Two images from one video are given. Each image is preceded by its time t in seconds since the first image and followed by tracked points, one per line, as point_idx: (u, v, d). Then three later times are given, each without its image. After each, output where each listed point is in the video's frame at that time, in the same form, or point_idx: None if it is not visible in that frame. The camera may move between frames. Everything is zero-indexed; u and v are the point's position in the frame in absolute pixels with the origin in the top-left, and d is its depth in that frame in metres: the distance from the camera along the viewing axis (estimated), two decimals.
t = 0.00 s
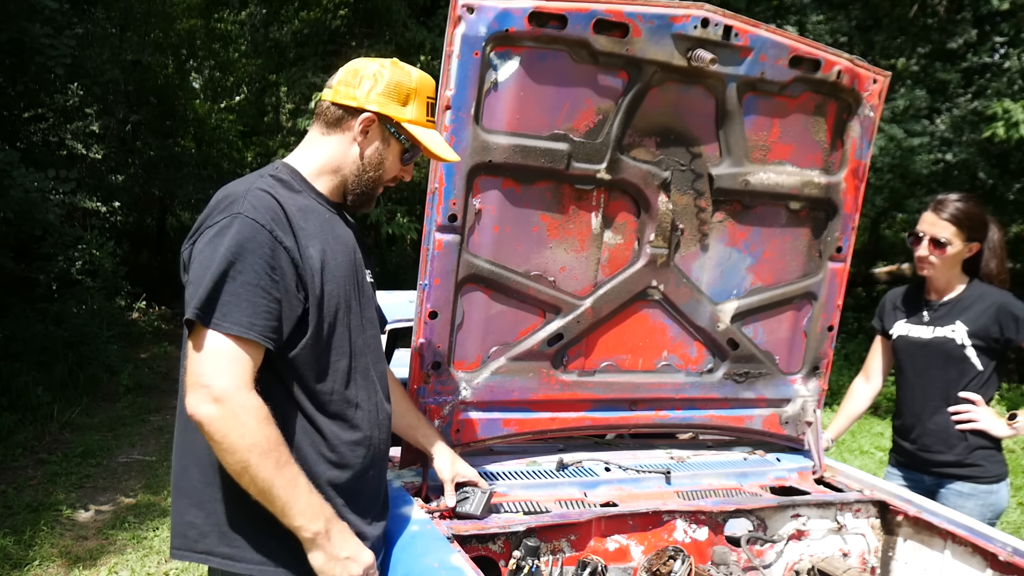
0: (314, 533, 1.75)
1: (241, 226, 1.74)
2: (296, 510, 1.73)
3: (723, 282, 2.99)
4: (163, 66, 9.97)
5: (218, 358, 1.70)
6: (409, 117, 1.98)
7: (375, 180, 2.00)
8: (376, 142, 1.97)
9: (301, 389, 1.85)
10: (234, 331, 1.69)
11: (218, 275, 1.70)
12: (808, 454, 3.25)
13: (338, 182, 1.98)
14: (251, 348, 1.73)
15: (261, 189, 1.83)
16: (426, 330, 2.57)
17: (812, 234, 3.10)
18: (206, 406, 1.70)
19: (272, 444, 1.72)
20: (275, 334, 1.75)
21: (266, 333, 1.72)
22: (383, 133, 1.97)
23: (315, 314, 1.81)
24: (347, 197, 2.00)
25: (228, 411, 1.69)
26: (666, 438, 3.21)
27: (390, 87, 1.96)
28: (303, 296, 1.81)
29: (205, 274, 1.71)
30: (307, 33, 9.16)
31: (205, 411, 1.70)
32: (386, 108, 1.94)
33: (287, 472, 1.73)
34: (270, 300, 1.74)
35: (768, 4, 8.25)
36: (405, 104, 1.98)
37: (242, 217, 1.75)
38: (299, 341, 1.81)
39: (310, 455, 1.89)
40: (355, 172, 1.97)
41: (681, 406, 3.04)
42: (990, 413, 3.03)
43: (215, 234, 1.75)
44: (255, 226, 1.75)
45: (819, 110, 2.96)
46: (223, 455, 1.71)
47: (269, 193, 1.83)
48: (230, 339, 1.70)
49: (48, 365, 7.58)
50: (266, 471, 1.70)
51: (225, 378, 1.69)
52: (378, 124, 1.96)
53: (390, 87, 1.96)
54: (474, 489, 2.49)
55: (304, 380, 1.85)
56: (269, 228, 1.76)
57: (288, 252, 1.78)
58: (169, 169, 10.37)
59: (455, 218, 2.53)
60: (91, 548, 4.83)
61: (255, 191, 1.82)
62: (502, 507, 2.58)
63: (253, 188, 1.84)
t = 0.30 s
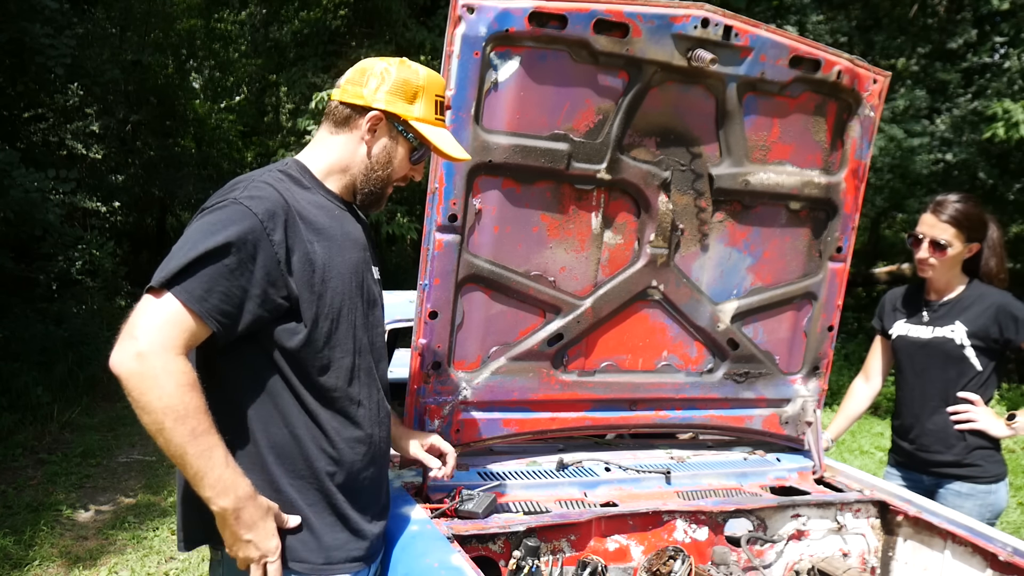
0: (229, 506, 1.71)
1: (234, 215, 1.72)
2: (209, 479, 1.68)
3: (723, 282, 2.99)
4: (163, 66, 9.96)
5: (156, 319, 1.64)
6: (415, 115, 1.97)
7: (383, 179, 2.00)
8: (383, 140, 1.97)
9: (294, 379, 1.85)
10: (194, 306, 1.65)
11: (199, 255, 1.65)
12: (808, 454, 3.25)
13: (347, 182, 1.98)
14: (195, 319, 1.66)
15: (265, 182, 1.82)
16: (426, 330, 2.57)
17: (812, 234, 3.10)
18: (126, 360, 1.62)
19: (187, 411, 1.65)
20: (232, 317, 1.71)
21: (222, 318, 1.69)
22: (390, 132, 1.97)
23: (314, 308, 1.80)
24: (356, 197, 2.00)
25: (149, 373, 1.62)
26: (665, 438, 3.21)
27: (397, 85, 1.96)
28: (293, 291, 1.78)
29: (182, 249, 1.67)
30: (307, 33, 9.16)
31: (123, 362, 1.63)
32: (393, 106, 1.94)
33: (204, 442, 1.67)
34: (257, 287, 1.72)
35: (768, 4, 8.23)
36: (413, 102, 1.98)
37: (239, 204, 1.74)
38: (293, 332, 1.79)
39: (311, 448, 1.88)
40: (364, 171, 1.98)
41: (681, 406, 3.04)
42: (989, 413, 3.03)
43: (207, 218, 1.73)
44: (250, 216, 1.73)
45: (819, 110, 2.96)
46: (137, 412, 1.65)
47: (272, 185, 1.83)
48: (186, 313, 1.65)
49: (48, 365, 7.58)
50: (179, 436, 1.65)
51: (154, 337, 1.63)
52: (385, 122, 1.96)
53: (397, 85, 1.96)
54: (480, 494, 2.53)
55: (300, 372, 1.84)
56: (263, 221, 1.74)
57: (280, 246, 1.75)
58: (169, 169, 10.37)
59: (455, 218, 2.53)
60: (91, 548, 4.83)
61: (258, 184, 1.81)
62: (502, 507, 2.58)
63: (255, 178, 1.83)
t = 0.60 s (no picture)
0: (200, 515, 1.70)
1: (237, 213, 1.71)
2: (183, 488, 1.68)
3: (723, 282, 2.99)
4: (163, 66, 9.93)
5: (148, 318, 1.63)
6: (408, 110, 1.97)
7: (379, 176, 2.00)
8: (378, 137, 1.97)
9: (292, 379, 1.84)
10: (191, 305, 1.64)
11: (201, 254, 1.64)
12: (808, 454, 3.25)
13: (343, 179, 1.98)
14: (193, 321, 1.66)
15: (268, 180, 1.82)
16: (426, 330, 2.57)
17: (812, 234, 3.10)
18: (118, 358, 1.62)
19: (173, 418, 1.66)
20: (231, 317, 1.70)
21: (219, 320, 1.68)
22: (384, 128, 1.97)
23: (317, 309, 1.80)
24: (353, 195, 2.00)
25: (139, 375, 1.62)
26: (665, 438, 3.21)
27: (388, 80, 1.95)
28: (293, 292, 1.78)
29: (182, 248, 1.65)
30: (307, 33, 9.16)
31: (112, 356, 1.63)
32: (386, 102, 1.94)
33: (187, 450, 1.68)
34: (259, 289, 1.72)
35: (768, 4, 8.21)
36: (406, 97, 1.97)
37: (243, 202, 1.73)
38: (294, 333, 1.79)
39: (308, 449, 1.87)
40: (359, 169, 1.98)
41: (681, 406, 3.04)
42: (990, 413, 3.03)
43: (207, 215, 1.72)
44: (253, 215, 1.72)
45: (819, 110, 2.96)
46: (121, 411, 1.65)
47: (275, 183, 1.82)
48: (182, 312, 1.65)
49: (48, 365, 7.58)
50: (158, 443, 1.65)
51: (148, 336, 1.62)
52: (379, 119, 1.95)
53: (389, 82, 1.95)
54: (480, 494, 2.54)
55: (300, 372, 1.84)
56: (266, 221, 1.74)
57: (283, 247, 1.75)
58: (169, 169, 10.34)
59: (455, 218, 2.54)
60: (91, 548, 4.83)
61: (261, 182, 1.80)
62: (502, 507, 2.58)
63: (258, 176, 1.82)
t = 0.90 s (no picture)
0: (166, 503, 1.74)
1: (233, 202, 1.71)
2: (152, 475, 1.71)
3: (723, 282, 2.99)
4: (163, 66, 9.88)
5: (130, 301, 1.61)
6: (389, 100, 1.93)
7: (365, 168, 1.97)
8: (361, 128, 1.95)
9: (285, 372, 1.83)
10: (180, 292, 1.63)
11: (193, 240, 1.63)
12: (808, 454, 3.25)
13: (331, 171, 1.98)
14: (178, 306, 1.65)
15: (264, 170, 1.81)
16: (426, 330, 2.57)
17: (812, 234, 3.10)
18: (97, 340, 1.61)
19: (146, 406, 1.67)
20: (222, 306, 1.69)
21: (207, 308, 1.66)
22: (367, 119, 1.94)
23: (311, 301, 1.80)
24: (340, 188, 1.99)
25: (112, 360, 1.62)
26: (666, 438, 3.21)
27: (370, 70, 1.93)
28: (286, 283, 1.77)
29: (173, 233, 1.64)
30: (307, 33, 9.16)
31: (89, 336, 1.62)
32: (367, 92, 1.91)
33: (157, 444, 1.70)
34: (251, 278, 1.71)
35: (768, 4, 8.20)
36: (389, 87, 1.94)
37: (239, 190, 1.72)
38: (287, 325, 1.78)
39: (301, 444, 1.87)
40: (344, 161, 1.96)
41: (681, 406, 3.04)
42: (992, 413, 3.02)
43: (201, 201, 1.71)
44: (249, 204, 1.72)
45: (818, 110, 2.95)
46: (93, 393, 1.65)
47: (273, 173, 1.82)
48: (169, 298, 1.64)
49: (48, 365, 7.58)
50: (129, 430, 1.67)
51: (128, 321, 1.61)
52: (361, 110, 1.93)
53: (370, 71, 1.93)
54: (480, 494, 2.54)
55: (293, 365, 1.83)
56: (262, 210, 1.73)
57: (278, 237, 1.75)
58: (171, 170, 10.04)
59: (455, 218, 2.54)
60: (90, 548, 4.83)
61: (258, 171, 1.80)
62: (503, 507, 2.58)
63: (255, 165, 1.82)
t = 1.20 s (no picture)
0: (165, 495, 1.73)
1: (219, 195, 1.71)
2: (149, 469, 1.71)
3: (722, 282, 2.99)
4: (163, 66, 9.84)
5: (117, 297, 1.62)
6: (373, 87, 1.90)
7: (354, 160, 1.94)
8: (348, 119, 1.92)
9: (276, 369, 1.83)
10: (164, 287, 1.63)
11: (178, 235, 1.63)
12: (808, 454, 3.25)
13: (323, 165, 1.96)
14: (162, 302, 1.65)
15: (254, 163, 1.81)
16: (426, 330, 2.57)
17: (812, 234, 3.10)
18: (81, 337, 1.61)
19: (135, 402, 1.67)
20: (209, 301, 1.69)
21: (193, 304, 1.66)
22: (352, 109, 1.92)
23: (301, 297, 1.80)
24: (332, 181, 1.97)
25: (97, 356, 1.62)
26: (666, 438, 3.21)
27: (355, 58, 1.91)
28: (274, 278, 1.77)
29: (158, 227, 1.64)
30: (307, 33, 9.17)
31: (72, 333, 1.62)
32: (351, 80, 1.89)
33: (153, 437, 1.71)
34: (238, 273, 1.71)
35: (768, 4, 8.20)
36: (374, 74, 1.91)
37: (227, 184, 1.73)
38: (276, 321, 1.78)
39: (295, 443, 1.87)
40: (334, 153, 1.94)
41: (681, 406, 3.04)
42: (993, 414, 3.02)
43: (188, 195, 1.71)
44: (235, 197, 1.72)
45: (819, 110, 2.95)
46: (82, 391, 1.65)
47: (263, 166, 1.82)
48: (154, 293, 1.64)
49: (48, 365, 7.59)
50: (121, 426, 1.67)
51: (111, 316, 1.61)
52: (346, 99, 1.91)
53: (354, 60, 1.91)
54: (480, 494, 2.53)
55: (284, 362, 1.83)
56: (249, 204, 1.73)
57: (265, 231, 1.75)
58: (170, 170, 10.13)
59: (455, 218, 2.54)
60: (91, 548, 4.83)
61: (247, 165, 1.80)
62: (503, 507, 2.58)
63: (245, 159, 1.82)
